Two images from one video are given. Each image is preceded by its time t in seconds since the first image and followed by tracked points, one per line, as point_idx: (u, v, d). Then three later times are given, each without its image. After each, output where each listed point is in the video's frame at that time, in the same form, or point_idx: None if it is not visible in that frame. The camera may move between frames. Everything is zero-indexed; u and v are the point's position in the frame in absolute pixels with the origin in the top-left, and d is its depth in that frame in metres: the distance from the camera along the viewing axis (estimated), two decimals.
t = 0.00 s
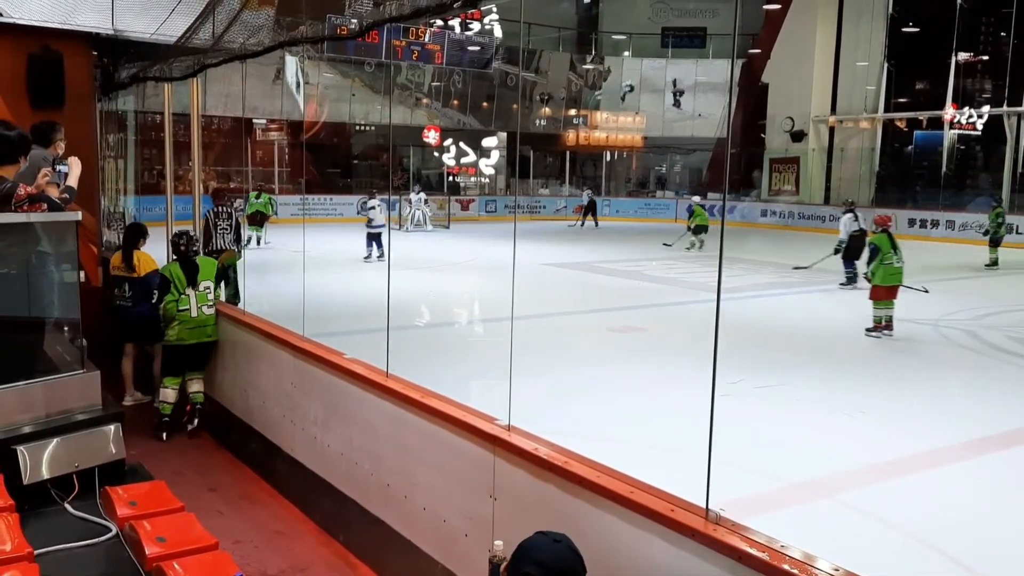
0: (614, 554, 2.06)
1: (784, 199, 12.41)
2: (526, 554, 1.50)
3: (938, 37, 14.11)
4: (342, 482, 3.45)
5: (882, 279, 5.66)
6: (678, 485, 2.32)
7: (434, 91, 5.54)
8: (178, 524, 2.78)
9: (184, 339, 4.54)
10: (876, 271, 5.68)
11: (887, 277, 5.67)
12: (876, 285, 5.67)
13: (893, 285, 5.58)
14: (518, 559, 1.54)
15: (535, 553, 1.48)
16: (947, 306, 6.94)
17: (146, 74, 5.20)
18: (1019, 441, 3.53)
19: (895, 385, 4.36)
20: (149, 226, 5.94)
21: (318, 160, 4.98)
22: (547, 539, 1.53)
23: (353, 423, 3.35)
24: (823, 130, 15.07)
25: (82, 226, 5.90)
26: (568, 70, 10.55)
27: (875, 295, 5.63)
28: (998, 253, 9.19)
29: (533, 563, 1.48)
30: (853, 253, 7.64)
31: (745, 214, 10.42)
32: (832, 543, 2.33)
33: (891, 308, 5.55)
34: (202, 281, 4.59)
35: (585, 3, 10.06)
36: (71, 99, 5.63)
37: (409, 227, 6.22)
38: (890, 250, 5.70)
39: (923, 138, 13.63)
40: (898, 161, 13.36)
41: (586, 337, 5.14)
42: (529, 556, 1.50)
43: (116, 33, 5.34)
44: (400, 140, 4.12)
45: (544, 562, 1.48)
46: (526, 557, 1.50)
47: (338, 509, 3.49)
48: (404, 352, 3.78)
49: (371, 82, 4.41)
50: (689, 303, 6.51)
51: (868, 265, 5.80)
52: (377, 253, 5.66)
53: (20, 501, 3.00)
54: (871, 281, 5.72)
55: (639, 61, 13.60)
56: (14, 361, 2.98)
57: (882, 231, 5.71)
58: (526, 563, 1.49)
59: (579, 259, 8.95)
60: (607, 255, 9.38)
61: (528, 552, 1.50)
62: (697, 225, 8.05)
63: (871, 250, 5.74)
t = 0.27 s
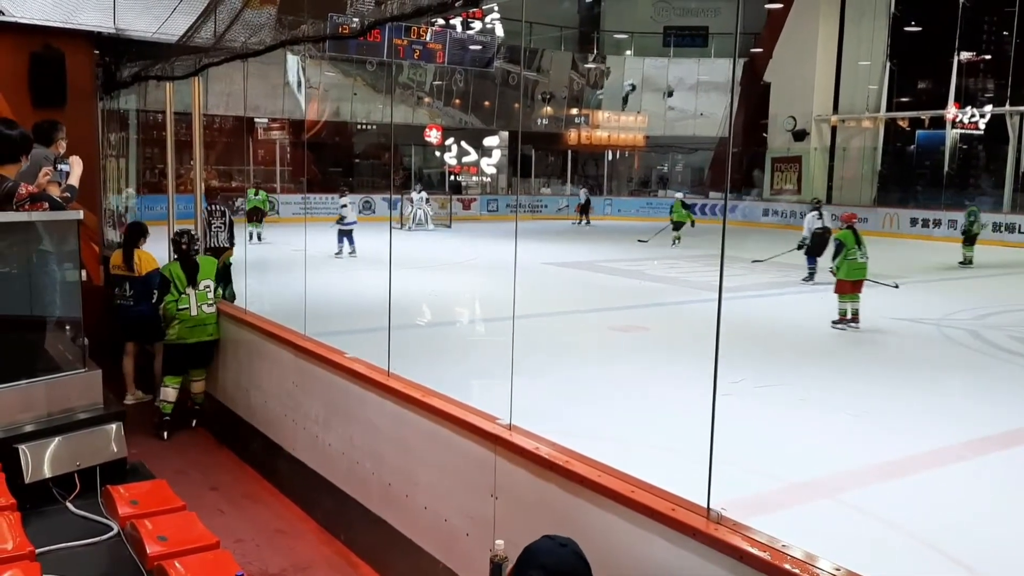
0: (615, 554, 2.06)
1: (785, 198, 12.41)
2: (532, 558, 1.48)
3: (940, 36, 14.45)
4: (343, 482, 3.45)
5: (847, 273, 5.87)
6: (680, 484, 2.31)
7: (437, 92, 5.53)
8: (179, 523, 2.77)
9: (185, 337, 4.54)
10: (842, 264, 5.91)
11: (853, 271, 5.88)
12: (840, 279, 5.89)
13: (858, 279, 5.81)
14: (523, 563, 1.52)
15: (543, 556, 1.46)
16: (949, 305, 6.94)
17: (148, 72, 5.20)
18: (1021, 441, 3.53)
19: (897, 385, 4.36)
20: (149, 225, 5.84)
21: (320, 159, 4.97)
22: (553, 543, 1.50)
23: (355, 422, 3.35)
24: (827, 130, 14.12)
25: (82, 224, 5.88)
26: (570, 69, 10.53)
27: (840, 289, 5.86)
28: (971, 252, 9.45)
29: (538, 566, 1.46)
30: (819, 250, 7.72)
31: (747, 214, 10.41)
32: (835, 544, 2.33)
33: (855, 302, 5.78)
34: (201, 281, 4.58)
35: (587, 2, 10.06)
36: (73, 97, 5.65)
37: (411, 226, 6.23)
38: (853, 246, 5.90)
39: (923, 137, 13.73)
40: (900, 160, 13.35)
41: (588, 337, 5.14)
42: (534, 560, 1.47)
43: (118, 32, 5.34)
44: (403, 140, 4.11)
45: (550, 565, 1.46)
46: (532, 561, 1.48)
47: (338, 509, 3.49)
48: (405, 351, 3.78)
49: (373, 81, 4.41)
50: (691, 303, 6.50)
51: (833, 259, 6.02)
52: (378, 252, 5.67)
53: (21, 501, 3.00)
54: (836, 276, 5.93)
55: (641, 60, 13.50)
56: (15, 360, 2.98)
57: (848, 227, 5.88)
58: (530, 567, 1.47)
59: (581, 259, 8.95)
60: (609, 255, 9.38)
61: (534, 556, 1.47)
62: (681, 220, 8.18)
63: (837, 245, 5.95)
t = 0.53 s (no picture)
0: (614, 554, 2.06)
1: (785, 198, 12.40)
2: (539, 562, 1.47)
3: (941, 35, 14.15)
4: (343, 481, 3.45)
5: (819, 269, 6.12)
6: (680, 484, 2.31)
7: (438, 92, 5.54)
8: (179, 523, 2.78)
9: (184, 336, 4.54)
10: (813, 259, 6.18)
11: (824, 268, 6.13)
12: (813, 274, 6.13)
13: (828, 275, 6.06)
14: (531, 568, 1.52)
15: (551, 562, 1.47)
16: (949, 305, 6.94)
17: (148, 72, 5.22)
18: (1021, 441, 3.52)
19: (898, 385, 4.36)
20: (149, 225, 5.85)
21: (321, 158, 4.99)
22: (564, 549, 1.50)
23: (355, 422, 3.34)
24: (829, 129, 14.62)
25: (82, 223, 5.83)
26: (570, 69, 10.53)
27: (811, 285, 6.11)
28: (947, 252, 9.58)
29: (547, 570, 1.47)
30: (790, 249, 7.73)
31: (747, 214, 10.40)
32: (835, 544, 2.32)
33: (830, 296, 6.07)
34: (200, 280, 4.58)
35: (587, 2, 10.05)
36: (74, 97, 5.62)
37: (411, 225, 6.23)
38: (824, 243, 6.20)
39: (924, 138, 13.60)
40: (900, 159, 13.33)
41: (587, 336, 5.13)
42: (542, 564, 1.47)
43: (118, 32, 5.34)
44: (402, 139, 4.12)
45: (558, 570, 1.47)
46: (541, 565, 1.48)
47: (338, 509, 3.49)
48: (405, 351, 3.78)
49: (372, 81, 4.41)
50: (691, 302, 6.50)
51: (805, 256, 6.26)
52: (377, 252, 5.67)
53: (21, 500, 3.00)
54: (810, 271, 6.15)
55: (641, 60, 13.56)
56: (16, 360, 2.99)
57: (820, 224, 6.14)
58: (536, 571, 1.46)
59: (581, 259, 8.94)
60: (609, 255, 9.37)
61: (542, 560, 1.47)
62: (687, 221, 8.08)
63: (809, 243, 6.24)
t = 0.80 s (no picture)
0: (611, 554, 2.06)
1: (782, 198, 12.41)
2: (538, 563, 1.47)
3: (939, 36, 14.15)
4: (340, 481, 3.44)
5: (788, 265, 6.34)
6: (677, 484, 2.31)
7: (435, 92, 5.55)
8: (175, 524, 2.77)
9: (180, 335, 4.53)
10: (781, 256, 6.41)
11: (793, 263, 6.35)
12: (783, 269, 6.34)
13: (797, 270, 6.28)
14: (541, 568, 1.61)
15: (561, 563, 1.56)
16: (946, 304, 6.95)
17: (143, 71, 5.15)
18: (1018, 440, 3.53)
19: (894, 384, 4.36)
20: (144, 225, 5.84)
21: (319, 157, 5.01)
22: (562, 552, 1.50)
23: (351, 422, 3.34)
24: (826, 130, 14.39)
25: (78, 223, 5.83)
26: (567, 69, 10.52)
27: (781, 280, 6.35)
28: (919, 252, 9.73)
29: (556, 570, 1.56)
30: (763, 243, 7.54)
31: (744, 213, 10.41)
32: (833, 544, 2.32)
33: (799, 291, 6.45)
34: (195, 279, 4.56)
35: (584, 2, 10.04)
36: (69, 97, 5.65)
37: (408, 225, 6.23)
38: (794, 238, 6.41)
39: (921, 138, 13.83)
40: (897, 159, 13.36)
41: (584, 336, 5.13)
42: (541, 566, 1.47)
43: (113, 31, 5.31)
44: (399, 139, 4.11)
45: (567, 570, 1.56)
46: (551, 565, 1.57)
47: (335, 509, 3.48)
48: (401, 350, 3.77)
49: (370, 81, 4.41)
50: (689, 302, 6.50)
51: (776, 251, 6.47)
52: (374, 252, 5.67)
53: (17, 501, 2.99)
54: (778, 267, 6.39)
55: (638, 60, 13.43)
56: (11, 360, 2.98)
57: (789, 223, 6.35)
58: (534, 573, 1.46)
59: (578, 258, 8.94)
60: (606, 255, 9.37)
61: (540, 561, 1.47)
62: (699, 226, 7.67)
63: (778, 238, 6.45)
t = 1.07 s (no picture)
0: (608, 554, 2.06)
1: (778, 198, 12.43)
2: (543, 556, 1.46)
3: (936, 36, 13.83)
4: (336, 481, 3.44)
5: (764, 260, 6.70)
6: (676, 483, 2.31)
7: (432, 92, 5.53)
8: (173, 524, 2.77)
9: (176, 335, 4.52)
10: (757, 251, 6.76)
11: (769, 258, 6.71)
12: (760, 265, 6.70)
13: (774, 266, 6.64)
14: (541, 567, 1.63)
15: (564, 560, 1.58)
16: (942, 304, 6.97)
17: (140, 71, 5.10)
18: (1015, 439, 3.53)
19: (891, 384, 4.37)
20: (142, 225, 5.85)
21: (316, 157, 4.99)
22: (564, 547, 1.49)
23: (348, 422, 3.34)
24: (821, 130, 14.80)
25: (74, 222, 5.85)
26: (564, 68, 10.51)
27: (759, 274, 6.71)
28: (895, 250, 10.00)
29: (557, 567, 1.57)
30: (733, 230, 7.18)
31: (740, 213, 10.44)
32: (833, 544, 2.32)
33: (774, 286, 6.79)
34: (191, 278, 4.57)
35: (580, 2, 10.04)
36: (64, 97, 5.64)
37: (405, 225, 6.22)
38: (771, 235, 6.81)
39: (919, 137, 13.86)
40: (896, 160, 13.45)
41: (581, 336, 5.14)
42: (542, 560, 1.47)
43: (108, 31, 5.28)
44: (395, 139, 4.10)
45: (569, 567, 1.58)
46: (553, 563, 1.59)
47: (333, 509, 3.48)
48: (398, 350, 3.77)
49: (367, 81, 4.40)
50: (686, 301, 6.50)
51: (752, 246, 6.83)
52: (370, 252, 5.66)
53: (13, 501, 2.99)
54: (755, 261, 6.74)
55: (635, 59, 13.31)
56: (9, 361, 2.98)
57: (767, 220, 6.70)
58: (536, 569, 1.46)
59: (576, 258, 8.94)
60: (603, 255, 9.37)
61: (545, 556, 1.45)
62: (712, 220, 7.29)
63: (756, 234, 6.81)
